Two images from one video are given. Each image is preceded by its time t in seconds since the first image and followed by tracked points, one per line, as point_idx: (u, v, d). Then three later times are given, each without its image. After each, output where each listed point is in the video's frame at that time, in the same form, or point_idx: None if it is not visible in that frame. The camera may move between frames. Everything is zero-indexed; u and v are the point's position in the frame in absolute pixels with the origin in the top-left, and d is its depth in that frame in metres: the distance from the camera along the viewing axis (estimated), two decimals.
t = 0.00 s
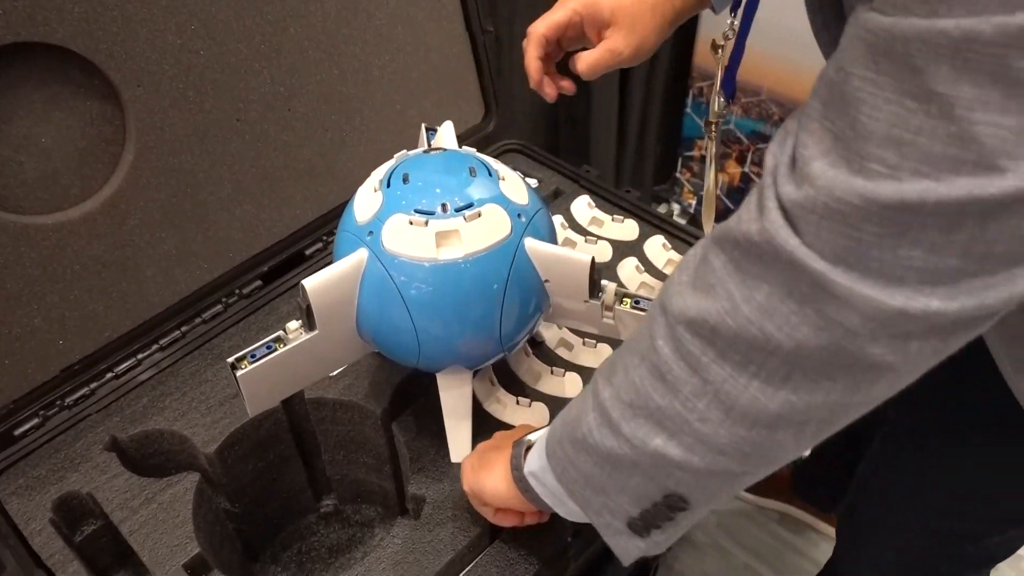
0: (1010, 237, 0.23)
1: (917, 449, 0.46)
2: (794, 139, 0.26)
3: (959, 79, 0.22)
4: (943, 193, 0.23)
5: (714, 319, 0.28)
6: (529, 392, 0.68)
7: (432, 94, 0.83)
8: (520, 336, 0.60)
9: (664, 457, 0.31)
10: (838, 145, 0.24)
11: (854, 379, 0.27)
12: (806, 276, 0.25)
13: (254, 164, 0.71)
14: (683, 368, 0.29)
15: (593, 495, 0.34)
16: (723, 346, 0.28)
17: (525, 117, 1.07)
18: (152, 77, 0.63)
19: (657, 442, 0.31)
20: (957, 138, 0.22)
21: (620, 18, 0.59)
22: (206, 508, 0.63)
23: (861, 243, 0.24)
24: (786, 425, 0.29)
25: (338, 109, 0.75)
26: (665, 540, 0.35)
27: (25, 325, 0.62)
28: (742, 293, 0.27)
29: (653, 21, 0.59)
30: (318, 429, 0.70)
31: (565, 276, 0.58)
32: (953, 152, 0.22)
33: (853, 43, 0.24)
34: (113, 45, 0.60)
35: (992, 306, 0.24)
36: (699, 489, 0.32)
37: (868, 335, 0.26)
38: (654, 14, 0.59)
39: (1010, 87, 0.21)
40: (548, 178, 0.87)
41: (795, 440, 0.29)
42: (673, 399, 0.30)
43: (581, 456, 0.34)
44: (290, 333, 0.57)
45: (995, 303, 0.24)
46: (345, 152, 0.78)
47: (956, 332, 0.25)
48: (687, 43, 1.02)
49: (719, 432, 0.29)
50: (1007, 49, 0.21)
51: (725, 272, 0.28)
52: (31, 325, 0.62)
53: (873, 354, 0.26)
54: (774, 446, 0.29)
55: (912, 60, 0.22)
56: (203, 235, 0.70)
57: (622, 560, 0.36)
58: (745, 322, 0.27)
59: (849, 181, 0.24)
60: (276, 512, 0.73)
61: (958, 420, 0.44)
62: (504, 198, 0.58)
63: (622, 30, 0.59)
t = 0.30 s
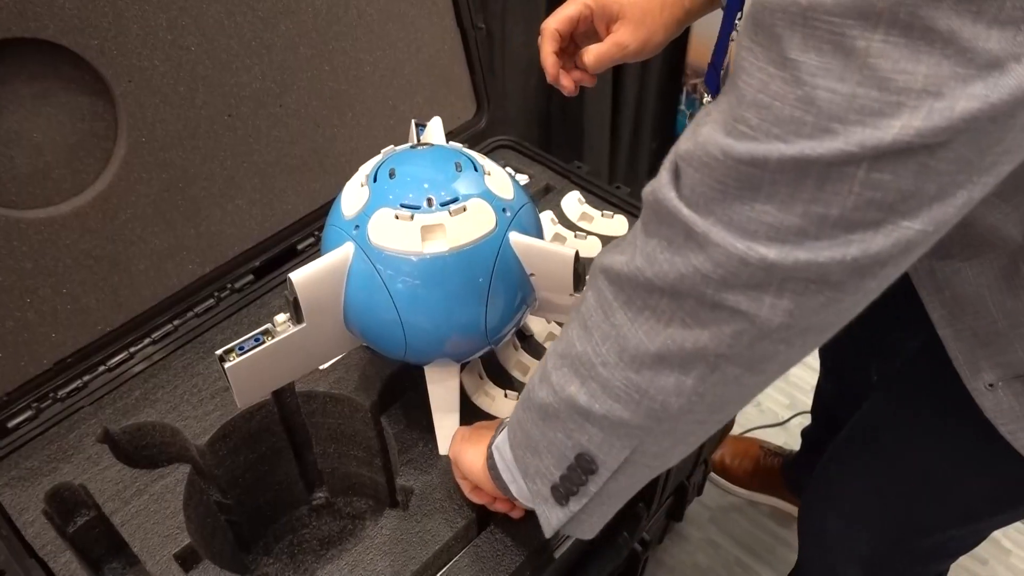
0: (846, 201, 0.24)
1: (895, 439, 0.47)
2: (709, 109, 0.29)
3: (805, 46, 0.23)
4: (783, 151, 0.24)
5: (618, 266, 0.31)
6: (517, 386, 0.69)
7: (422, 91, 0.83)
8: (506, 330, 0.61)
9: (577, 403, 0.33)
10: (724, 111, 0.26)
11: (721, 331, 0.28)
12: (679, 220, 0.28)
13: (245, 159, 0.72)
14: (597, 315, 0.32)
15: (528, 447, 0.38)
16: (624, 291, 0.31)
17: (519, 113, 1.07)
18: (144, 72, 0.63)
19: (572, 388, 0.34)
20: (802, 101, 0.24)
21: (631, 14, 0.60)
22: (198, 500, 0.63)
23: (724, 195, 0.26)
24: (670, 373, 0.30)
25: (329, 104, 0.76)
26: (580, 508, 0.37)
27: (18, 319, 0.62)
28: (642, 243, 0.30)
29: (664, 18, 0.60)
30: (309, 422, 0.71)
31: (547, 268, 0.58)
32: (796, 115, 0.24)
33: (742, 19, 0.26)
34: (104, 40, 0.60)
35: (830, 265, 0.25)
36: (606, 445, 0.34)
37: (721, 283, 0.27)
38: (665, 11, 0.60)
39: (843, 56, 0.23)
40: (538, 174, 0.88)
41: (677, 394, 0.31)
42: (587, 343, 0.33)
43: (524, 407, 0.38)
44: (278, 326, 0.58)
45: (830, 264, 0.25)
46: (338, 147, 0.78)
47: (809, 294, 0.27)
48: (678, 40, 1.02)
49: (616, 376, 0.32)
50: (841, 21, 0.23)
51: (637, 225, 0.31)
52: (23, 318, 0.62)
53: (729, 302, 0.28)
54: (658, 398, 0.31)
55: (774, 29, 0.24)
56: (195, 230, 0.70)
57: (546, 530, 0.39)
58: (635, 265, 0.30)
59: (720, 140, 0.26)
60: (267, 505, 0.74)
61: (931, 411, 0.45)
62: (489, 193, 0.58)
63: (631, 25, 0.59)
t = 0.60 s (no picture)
0: (848, 201, 0.24)
1: (882, 434, 0.47)
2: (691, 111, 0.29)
3: (801, 42, 0.24)
4: (783, 150, 0.24)
5: (602, 283, 0.30)
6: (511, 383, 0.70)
7: (418, 91, 0.83)
8: (496, 328, 0.61)
9: (563, 422, 0.33)
10: (715, 112, 0.27)
11: (716, 345, 0.28)
12: (670, 228, 0.27)
13: (241, 159, 0.72)
14: (582, 331, 0.32)
15: (513, 463, 0.37)
16: (610, 307, 0.30)
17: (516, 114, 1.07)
18: (140, 74, 0.64)
19: (557, 406, 0.33)
20: (801, 98, 0.24)
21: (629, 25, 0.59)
22: (193, 497, 0.64)
23: (718, 199, 0.26)
24: (660, 395, 0.30)
25: (324, 104, 0.76)
26: (570, 523, 0.37)
27: (15, 318, 0.62)
28: (626, 252, 0.30)
29: (663, 29, 0.59)
30: (305, 420, 0.71)
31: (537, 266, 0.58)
32: (795, 112, 0.24)
33: (728, 17, 0.26)
34: (100, 42, 0.61)
35: (832, 270, 0.25)
36: (595, 464, 0.34)
37: (718, 292, 0.27)
38: (664, 22, 0.59)
39: (841, 51, 0.23)
40: (533, 173, 0.88)
41: (669, 414, 0.31)
42: (573, 361, 0.32)
43: (507, 420, 0.37)
44: (271, 324, 0.59)
45: (834, 268, 0.25)
46: (334, 147, 0.79)
47: (808, 301, 0.27)
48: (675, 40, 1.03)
49: (604, 396, 0.32)
50: (837, 15, 0.23)
51: (616, 238, 0.30)
52: (21, 317, 0.63)
53: (727, 313, 0.28)
54: (649, 419, 0.31)
55: (766, 25, 0.24)
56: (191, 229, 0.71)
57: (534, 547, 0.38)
58: (621, 281, 0.29)
59: (714, 140, 0.26)
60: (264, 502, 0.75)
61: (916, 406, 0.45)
62: (480, 190, 0.59)
63: (630, 37, 0.59)
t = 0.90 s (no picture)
0: (874, 205, 0.23)
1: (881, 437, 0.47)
2: (692, 125, 0.28)
3: (818, 34, 0.23)
4: (802, 150, 0.23)
5: (600, 319, 0.30)
6: (510, 384, 0.70)
7: (418, 93, 0.83)
8: (496, 329, 0.61)
9: (559, 460, 0.33)
10: (724, 116, 0.26)
11: (729, 374, 0.28)
12: (676, 244, 0.26)
13: (241, 159, 0.72)
14: (581, 369, 0.31)
15: (510, 504, 0.37)
16: (607, 344, 0.30)
17: (516, 114, 1.07)
18: (140, 74, 0.64)
19: (554, 445, 0.33)
20: (820, 93, 0.23)
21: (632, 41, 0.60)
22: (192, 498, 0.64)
23: (729, 209, 0.25)
24: (667, 439, 0.30)
25: (325, 105, 0.76)
26: (570, 566, 0.36)
27: (15, 318, 0.62)
28: (624, 277, 0.29)
29: (664, 45, 0.61)
30: (303, 421, 0.71)
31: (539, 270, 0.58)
32: (815, 108, 0.23)
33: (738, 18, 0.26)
34: (101, 43, 0.61)
35: (858, 285, 0.24)
36: (596, 505, 0.33)
37: (733, 312, 0.26)
38: (664, 40, 0.61)
39: (861, 40, 0.22)
40: (532, 174, 0.88)
41: (675, 459, 0.30)
42: (571, 399, 0.32)
43: (502, 458, 0.37)
44: (271, 325, 0.59)
45: (860, 283, 0.24)
46: (334, 148, 0.78)
47: (830, 325, 0.26)
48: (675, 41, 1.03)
49: (605, 437, 0.31)
50: (857, 2, 0.22)
51: (609, 275, 0.30)
52: (21, 317, 0.62)
53: (741, 339, 0.27)
54: (653, 462, 0.30)
55: (777, 17, 0.24)
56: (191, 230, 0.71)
57: None
58: (622, 314, 0.29)
59: (725, 145, 0.25)
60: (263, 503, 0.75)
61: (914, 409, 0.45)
62: (479, 192, 0.59)
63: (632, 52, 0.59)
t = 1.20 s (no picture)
0: (909, 242, 0.23)
1: (887, 442, 0.47)
2: (718, 157, 0.27)
3: (845, 71, 0.22)
4: (833, 189, 0.23)
5: (642, 349, 0.29)
6: (513, 386, 0.70)
7: (419, 94, 0.83)
8: (502, 330, 0.61)
9: (606, 486, 0.32)
10: (752, 151, 0.25)
11: (771, 408, 0.27)
12: (711, 283, 0.26)
13: (243, 160, 0.72)
14: (623, 396, 0.30)
15: (550, 519, 0.36)
16: (650, 372, 0.29)
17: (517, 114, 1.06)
18: (143, 75, 0.63)
19: (601, 471, 0.32)
20: (847, 132, 0.22)
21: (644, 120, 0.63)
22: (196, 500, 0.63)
23: (763, 247, 0.24)
24: (715, 467, 0.29)
25: (327, 106, 0.76)
26: None
27: (18, 319, 0.62)
28: (664, 305, 0.28)
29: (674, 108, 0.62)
30: (307, 423, 0.71)
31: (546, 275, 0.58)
32: (843, 147, 0.22)
33: (760, 47, 0.25)
34: (104, 44, 0.60)
35: (897, 322, 0.24)
36: (646, 525, 0.32)
37: (772, 350, 0.25)
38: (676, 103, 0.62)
39: (890, 78, 0.21)
40: (535, 175, 0.88)
41: (726, 484, 0.29)
42: (616, 425, 0.31)
43: (541, 476, 0.36)
44: (276, 327, 0.58)
45: (898, 321, 0.24)
46: (336, 149, 0.78)
47: (869, 358, 0.25)
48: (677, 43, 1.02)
49: (655, 463, 0.30)
50: (883, 38, 0.21)
51: (647, 305, 0.29)
52: (24, 319, 0.62)
53: (782, 376, 0.26)
54: (704, 488, 0.29)
55: (804, 54, 0.23)
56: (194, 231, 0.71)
57: None
58: (666, 345, 0.28)
59: (753, 183, 0.24)
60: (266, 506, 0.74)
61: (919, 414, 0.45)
62: (484, 194, 0.59)
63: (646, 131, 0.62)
